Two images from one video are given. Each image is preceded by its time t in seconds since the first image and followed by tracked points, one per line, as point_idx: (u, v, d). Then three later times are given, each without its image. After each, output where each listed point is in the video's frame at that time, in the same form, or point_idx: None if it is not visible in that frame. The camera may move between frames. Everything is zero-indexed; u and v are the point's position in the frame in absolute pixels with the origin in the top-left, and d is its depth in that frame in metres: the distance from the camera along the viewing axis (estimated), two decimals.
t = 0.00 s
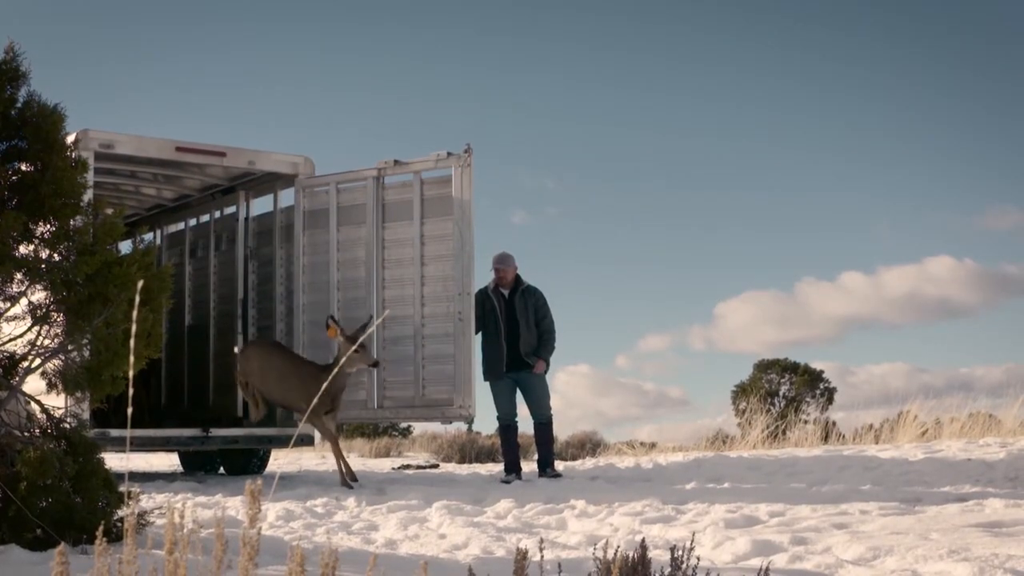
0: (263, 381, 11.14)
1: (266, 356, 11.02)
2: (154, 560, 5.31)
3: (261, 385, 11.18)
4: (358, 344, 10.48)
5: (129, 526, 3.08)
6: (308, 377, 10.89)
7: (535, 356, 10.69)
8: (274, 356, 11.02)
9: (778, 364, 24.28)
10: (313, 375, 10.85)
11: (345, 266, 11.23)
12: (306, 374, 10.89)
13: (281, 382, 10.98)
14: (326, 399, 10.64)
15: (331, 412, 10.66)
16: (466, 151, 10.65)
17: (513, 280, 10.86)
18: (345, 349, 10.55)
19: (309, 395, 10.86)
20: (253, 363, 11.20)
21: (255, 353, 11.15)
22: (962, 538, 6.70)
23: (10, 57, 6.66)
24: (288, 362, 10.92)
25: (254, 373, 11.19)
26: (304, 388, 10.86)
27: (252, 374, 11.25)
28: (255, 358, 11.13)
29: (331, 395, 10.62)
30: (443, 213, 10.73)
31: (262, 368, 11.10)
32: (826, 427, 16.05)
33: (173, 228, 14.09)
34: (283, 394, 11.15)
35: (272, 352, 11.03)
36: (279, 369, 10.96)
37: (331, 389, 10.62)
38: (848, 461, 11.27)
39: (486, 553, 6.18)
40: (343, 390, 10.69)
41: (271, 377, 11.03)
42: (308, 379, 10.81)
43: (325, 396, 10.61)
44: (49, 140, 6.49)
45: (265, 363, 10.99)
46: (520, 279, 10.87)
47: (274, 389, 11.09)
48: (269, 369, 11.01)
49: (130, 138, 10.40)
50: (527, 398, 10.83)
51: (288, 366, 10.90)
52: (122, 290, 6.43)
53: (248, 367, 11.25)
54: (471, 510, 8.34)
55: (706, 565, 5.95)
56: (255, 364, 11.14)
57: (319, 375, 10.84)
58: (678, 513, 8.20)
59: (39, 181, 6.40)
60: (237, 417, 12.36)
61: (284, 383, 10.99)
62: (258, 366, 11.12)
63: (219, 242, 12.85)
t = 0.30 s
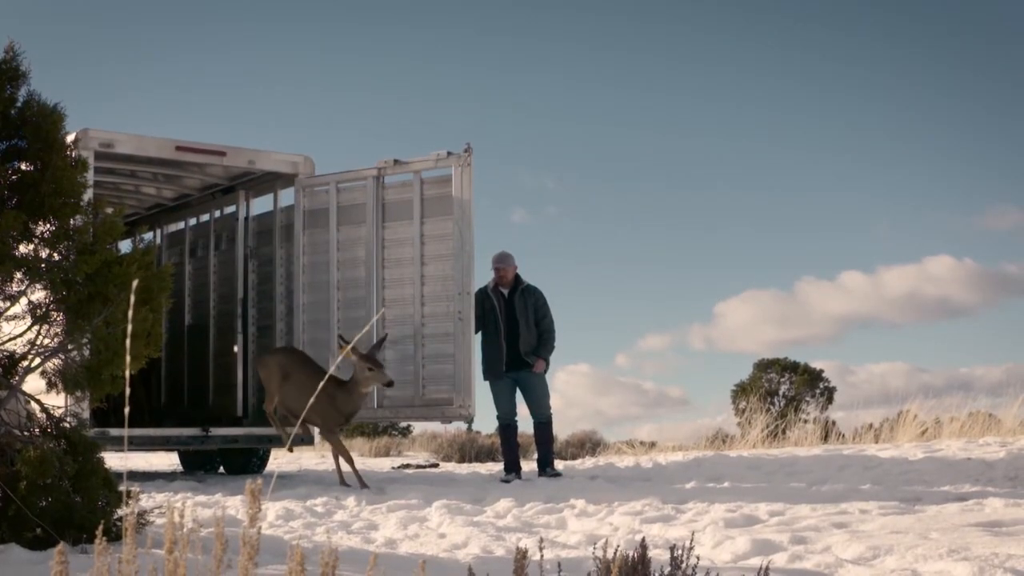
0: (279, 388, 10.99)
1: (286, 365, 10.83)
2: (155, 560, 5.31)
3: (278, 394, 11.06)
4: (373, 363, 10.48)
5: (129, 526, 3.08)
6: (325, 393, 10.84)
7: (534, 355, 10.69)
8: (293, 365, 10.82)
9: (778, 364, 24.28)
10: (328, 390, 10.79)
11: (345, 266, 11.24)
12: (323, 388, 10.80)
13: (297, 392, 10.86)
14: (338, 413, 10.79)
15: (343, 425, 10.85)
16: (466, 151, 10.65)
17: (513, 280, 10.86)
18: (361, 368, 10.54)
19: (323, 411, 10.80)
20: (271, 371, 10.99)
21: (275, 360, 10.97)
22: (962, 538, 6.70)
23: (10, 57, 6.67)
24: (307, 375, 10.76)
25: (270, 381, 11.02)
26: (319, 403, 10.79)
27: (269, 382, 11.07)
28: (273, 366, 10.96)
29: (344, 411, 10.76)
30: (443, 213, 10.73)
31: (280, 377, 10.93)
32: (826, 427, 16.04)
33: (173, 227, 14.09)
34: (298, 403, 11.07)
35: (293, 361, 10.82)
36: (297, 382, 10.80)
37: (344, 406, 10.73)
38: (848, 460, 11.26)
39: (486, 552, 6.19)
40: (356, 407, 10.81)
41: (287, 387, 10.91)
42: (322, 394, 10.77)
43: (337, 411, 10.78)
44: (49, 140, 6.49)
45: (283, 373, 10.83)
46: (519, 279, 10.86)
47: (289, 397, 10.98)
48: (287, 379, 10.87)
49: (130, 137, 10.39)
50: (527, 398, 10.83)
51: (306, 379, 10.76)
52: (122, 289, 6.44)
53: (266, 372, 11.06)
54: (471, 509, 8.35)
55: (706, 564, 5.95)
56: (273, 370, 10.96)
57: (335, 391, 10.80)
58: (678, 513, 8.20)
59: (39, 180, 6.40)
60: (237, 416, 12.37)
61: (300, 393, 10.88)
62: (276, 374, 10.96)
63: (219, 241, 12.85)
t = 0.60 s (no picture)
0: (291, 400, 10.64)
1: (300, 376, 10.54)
2: (155, 559, 5.31)
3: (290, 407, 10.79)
4: (389, 368, 10.26)
5: (129, 525, 3.08)
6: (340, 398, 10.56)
7: (535, 354, 10.69)
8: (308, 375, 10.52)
9: (778, 363, 24.27)
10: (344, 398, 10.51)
11: (345, 264, 11.24)
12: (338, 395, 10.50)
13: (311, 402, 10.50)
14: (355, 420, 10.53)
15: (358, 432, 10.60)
16: (466, 149, 10.65)
17: (512, 278, 10.84)
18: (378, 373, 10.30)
19: (339, 419, 10.53)
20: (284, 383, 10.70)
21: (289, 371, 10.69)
22: (961, 536, 6.71)
23: (10, 56, 6.67)
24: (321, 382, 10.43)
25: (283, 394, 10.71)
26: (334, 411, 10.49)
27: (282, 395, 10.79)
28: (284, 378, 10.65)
29: (360, 418, 10.51)
30: (443, 212, 10.72)
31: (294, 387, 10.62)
32: (825, 426, 16.06)
33: (173, 226, 14.08)
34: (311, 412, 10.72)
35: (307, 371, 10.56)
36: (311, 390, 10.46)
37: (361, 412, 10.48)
38: (848, 459, 11.26)
39: (485, 550, 6.20)
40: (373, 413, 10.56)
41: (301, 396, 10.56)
42: (337, 401, 10.49)
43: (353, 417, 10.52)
44: (50, 138, 6.49)
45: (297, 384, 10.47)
46: (519, 277, 10.85)
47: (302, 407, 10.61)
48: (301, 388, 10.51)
49: (130, 136, 10.39)
50: (527, 397, 10.82)
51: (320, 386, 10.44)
52: (121, 288, 6.44)
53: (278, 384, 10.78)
54: (471, 508, 8.35)
55: (705, 563, 5.95)
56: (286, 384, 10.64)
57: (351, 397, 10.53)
58: (677, 511, 8.21)
59: (39, 179, 6.40)
60: (237, 415, 12.36)
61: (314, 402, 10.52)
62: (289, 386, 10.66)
63: (219, 240, 12.85)
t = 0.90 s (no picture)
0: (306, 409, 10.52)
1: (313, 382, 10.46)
2: (154, 558, 5.32)
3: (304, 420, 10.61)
4: (406, 347, 10.28)
5: (129, 523, 3.08)
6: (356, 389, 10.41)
7: (534, 353, 10.68)
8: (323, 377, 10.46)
9: (778, 362, 24.26)
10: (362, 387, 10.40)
11: (344, 264, 11.24)
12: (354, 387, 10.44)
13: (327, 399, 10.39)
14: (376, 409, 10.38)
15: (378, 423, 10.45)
16: (466, 148, 10.65)
17: (511, 277, 10.82)
18: (394, 356, 10.31)
19: (358, 411, 10.41)
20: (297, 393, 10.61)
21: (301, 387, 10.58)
22: (961, 535, 6.71)
23: (10, 55, 6.67)
24: (336, 377, 10.40)
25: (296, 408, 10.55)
26: (354, 402, 10.36)
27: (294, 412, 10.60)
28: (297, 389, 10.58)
29: (381, 406, 10.37)
30: (443, 211, 10.72)
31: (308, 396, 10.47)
32: (825, 425, 16.06)
33: (173, 225, 14.07)
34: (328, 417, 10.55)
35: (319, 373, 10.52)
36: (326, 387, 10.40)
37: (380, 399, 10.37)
38: (848, 459, 11.26)
39: (485, 550, 6.20)
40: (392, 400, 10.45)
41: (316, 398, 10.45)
42: (355, 392, 10.38)
43: (372, 407, 10.36)
44: (50, 137, 6.48)
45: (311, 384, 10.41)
46: (518, 276, 10.83)
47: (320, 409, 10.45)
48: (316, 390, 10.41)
49: (129, 135, 10.39)
50: (527, 396, 10.82)
51: (336, 381, 10.38)
52: (120, 287, 6.44)
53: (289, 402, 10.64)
54: (471, 507, 8.36)
55: (705, 562, 5.96)
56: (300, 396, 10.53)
57: (368, 387, 10.43)
58: (677, 510, 8.21)
59: (38, 178, 6.40)
60: (236, 415, 12.36)
61: (330, 400, 10.40)
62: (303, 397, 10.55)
63: (219, 239, 12.85)
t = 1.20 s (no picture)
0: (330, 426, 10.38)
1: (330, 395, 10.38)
2: (153, 557, 5.32)
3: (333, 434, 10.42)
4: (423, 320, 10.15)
5: (128, 523, 3.08)
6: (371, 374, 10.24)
7: (534, 352, 10.66)
8: (337, 383, 10.35)
9: (778, 361, 24.27)
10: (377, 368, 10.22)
11: (344, 263, 11.24)
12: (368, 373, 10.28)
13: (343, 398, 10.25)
14: (394, 387, 10.17)
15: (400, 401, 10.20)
16: (466, 147, 10.65)
17: (511, 276, 10.80)
18: (411, 330, 10.16)
19: (376, 395, 10.17)
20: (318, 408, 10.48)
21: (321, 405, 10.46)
22: (961, 535, 6.70)
23: (10, 54, 6.67)
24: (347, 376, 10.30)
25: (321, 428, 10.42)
26: (370, 387, 10.18)
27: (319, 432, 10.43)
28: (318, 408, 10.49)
29: (398, 381, 10.16)
30: (443, 210, 10.71)
31: (328, 408, 10.36)
32: (825, 424, 16.06)
33: (172, 224, 14.07)
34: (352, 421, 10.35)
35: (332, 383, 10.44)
36: (340, 389, 10.31)
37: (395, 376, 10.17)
38: (847, 458, 11.26)
39: (485, 549, 6.19)
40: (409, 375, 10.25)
41: (333, 403, 10.34)
42: (368, 376, 10.19)
43: (389, 385, 10.14)
44: (49, 136, 6.48)
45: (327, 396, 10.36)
46: (518, 275, 10.81)
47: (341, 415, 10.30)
48: (333, 397, 10.33)
49: (129, 134, 10.39)
50: (526, 395, 10.82)
51: (348, 379, 10.28)
52: (120, 286, 6.45)
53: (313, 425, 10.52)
54: (470, 506, 8.35)
55: (705, 561, 5.95)
56: (321, 414, 10.41)
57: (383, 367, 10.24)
58: (677, 510, 8.20)
59: (38, 177, 6.39)
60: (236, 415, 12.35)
61: (347, 398, 10.26)
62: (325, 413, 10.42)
63: (219, 238, 12.84)
